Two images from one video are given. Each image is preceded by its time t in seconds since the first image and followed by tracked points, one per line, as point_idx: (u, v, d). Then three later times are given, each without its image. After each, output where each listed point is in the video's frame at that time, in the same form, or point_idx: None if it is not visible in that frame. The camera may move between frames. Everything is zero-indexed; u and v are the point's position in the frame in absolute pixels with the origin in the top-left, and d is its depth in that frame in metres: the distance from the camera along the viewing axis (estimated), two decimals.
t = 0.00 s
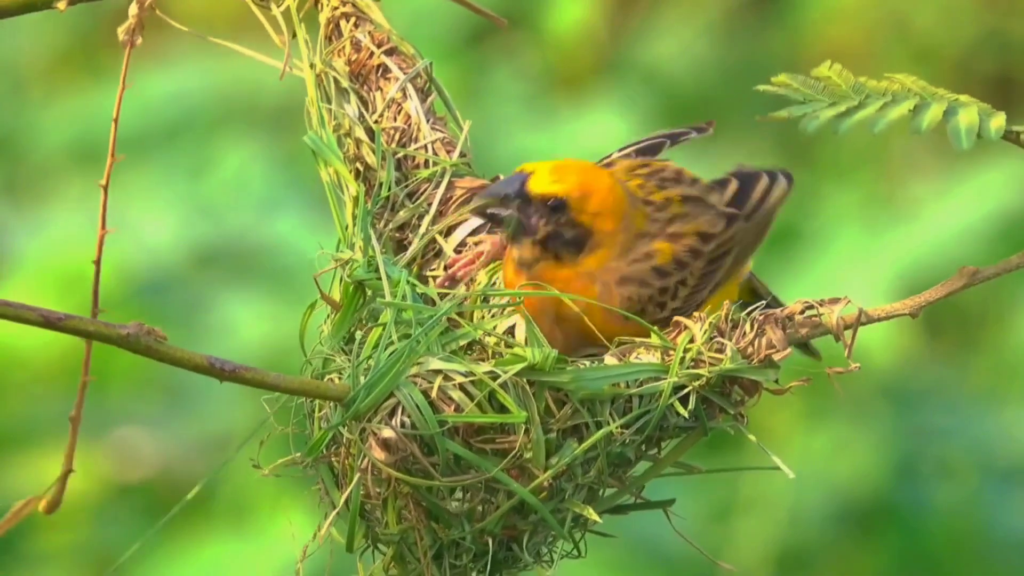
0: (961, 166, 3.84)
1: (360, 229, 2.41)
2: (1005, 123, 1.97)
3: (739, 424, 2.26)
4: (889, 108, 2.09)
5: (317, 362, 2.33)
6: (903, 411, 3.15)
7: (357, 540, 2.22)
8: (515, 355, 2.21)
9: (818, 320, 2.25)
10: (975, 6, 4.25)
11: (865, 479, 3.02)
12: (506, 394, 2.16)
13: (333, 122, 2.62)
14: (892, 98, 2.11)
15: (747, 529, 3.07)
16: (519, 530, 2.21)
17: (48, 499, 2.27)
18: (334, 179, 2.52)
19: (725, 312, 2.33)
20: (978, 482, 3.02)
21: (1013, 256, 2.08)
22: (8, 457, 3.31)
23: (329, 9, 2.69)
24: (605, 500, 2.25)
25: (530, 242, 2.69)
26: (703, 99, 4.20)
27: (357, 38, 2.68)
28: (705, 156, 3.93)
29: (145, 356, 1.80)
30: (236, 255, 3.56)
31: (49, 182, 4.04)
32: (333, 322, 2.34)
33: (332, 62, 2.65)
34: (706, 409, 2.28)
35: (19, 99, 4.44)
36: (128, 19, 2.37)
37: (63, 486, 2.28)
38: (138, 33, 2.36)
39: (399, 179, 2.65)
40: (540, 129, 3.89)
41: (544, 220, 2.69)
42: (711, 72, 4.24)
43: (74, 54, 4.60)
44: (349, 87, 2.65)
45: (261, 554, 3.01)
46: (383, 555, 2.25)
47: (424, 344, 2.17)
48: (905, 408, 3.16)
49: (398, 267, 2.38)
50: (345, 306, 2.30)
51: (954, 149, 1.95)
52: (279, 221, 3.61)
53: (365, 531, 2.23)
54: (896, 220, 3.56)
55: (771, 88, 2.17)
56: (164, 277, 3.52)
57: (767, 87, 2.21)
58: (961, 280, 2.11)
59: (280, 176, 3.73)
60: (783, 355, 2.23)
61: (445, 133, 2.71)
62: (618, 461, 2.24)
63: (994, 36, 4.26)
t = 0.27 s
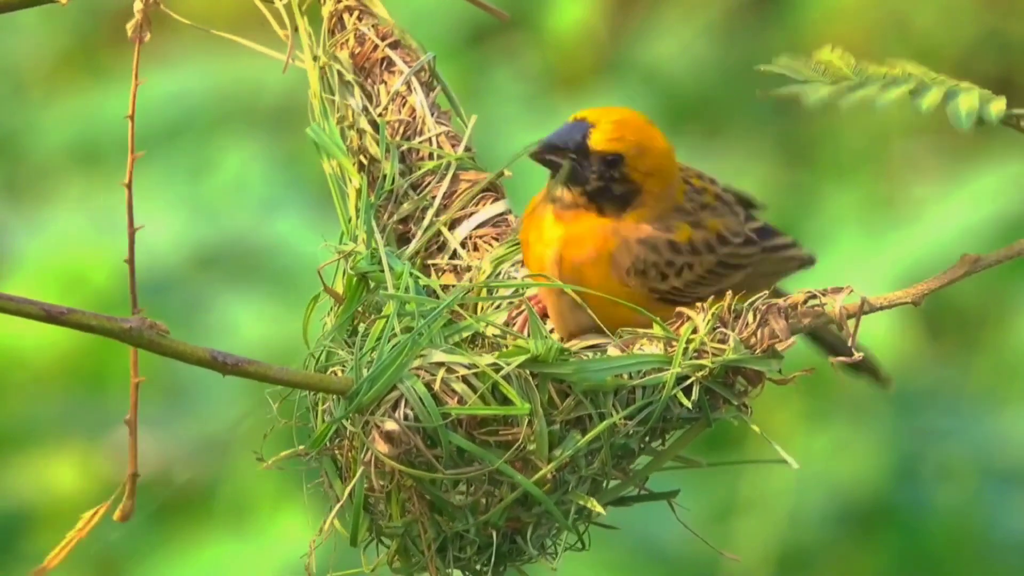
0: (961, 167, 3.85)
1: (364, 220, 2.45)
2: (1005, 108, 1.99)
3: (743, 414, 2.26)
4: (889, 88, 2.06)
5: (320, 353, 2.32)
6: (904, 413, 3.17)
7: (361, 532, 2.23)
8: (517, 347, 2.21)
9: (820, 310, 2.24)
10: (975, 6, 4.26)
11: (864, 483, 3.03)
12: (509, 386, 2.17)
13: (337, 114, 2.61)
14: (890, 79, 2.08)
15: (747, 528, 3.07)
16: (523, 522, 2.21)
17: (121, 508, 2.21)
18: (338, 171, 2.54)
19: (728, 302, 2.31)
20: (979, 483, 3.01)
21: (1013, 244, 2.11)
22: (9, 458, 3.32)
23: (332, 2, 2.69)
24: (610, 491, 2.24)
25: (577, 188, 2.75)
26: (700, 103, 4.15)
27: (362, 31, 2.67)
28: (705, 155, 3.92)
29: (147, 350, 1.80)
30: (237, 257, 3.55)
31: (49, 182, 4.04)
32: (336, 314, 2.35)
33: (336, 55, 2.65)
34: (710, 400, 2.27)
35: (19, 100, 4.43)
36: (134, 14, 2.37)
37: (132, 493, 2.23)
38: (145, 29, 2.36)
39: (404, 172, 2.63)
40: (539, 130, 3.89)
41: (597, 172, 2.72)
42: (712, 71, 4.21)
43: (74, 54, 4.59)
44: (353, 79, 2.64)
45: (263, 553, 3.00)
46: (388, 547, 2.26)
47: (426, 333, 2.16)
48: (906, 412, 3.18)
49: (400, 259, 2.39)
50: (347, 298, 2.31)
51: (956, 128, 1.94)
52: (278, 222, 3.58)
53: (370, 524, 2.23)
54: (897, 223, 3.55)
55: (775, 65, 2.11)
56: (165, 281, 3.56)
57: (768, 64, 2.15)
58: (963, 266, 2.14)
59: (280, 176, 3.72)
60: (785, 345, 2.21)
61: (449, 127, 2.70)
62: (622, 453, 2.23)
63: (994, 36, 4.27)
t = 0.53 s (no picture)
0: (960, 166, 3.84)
1: (364, 242, 2.44)
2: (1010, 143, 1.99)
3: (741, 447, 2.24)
4: (892, 127, 2.08)
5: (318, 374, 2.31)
6: (904, 413, 3.19)
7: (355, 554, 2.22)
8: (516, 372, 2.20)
9: (818, 345, 2.30)
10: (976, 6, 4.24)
11: (865, 484, 3.03)
12: (505, 412, 2.16)
13: (341, 136, 2.60)
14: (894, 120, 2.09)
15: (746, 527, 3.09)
16: (518, 548, 2.19)
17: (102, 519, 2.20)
18: (340, 192, 2.54)
19: (728, 333, 2.32)
20: (979, 482, 3.03)
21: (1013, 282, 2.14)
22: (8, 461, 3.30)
23: (338, 23, 2.70)
24: (605, 519, 2.21)
25: (613, 171, 2.74)
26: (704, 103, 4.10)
27: (367, 52, 2.68)
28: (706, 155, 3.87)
29: (145, 369, 1.79)
30: (236, 258, 3.55)
31: (49, 183, 4.04)
32: (336, 340, 2.33)
33: (341, 75, 2.65)
34: (707, 430, 2.26)
35: (20, 102, 4.43)
36: (140, 32, 2.42)
37: (115, 503, 2.23)
38: (150, 46, 2.40)
39: (406, 194, 2.59)
40: (540, 131, 3.89)
41: (633, 159, 2.73)
42: (712, 74, 4.14)
43: (74, 54, 4.58)
44: (357, 100, 2.63)
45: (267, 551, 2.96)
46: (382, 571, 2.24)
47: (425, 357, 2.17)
48: (905, 411, 3.19)
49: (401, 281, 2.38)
50: (347, 320, 2.31)
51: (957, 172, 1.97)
52: (278, 222, 3.59)
53: (364, 546, 2.22)
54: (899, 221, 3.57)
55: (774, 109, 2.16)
56: (165, 281, 3.53)
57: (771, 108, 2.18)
58: (963, 304, 2.16)
59: (282, 177, 3.74)
60: (784, 377, 2.22)
61: (453, 150, 2.66)
62: (619, 480, 2.22)
63: (994, 37, 4.25)
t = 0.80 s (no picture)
0: (961, 164, 3.78)
1: (363, 213, 2.43)
2: (1003, 116, 2.03)
3: (740, 416, 2.27)
4: (887, 96, 2.16)
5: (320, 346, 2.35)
6: (902, 410, 3.19)
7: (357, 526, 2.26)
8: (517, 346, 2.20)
9: (818, 313, 2.35)
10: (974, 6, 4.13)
11: (865, 484, 3.05)
12: (507, 387, 2.17)
13: (338, 104, 2.58)
14: (892, 86, 2.17)
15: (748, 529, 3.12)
16: (517, 520, 2.23)
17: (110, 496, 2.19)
18: (338, 162, 2.52)
19: (727, 304, 2.34)
20: (979, 481, 3.06)
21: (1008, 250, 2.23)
22: (9, 460, 3.34)
23: None
24: (604, 490, 2.25)
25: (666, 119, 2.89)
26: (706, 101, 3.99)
27: (363, 20, 2.65)
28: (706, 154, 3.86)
29: (147, 345, 1.80)
30: (238, 256, 3.58)
31: (49, 183, 4.04)
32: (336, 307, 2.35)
33: (337, 42, 2.62)
34: (707, 400, 2.28)
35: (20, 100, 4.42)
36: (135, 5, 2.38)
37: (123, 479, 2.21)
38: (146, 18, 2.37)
39: (404, 162, 2.58)
40: (541, 133, 3.90)
41: (691, 108, 2.88)
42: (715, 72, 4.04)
43: (73, 52, 4.56)
44: (354, 67, 2.61)
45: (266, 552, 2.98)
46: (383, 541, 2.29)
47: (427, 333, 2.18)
48: (903, 408, 3.19)
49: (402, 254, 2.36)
50: (346, 290, 2.31)
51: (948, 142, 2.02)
52: (279, 222, 3.61)
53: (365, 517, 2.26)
54: (894, 222, 3.56)
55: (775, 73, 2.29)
56: (165, 280, 3.56)
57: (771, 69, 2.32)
58: (960, 273, 2.26)
59: (280, 174, 3.73)
60: (784, 348, 2.26)
61: (451, 117, 2.64)
62: (618, 452, 2.24)
63: (993, 37, 4.13)
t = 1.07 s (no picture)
0: (960, 159, 3.75)
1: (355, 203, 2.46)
2: (999, 114, 2.03)
3: (733, 412, 2.28)
4: (882, 95, 2.16)
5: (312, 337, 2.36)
6: (901, 410, 3.20)
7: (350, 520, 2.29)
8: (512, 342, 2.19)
9: (811, 309, 2.27)
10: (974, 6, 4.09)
11: (863, 484, 3.07)
12: (501, 384, 2.17)
13: (331, 90, 2.63)
14: (886, 85, 2.17)
15: (747, 529, 3.12)
16: (510, 516, 2.26)
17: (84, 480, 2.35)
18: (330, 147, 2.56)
19: (720, 299, 2.33)
20: (978, 479, 3.03)
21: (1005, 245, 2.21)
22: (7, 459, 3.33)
23: None
24: (595, 486, 2.28)
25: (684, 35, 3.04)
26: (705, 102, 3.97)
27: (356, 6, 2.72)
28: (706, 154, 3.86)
29: (142, 341, 1.80)
30: (237, 255, 3.59)
31: (49, 184, 4.04)
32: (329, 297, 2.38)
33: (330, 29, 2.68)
34: (700, 395, 2.29)
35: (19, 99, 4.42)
36: None
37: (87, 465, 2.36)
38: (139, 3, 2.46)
39: (396, 148, 2.63)
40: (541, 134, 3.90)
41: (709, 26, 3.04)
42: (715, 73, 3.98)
43: (73, 52, 4.56)
44: (347, 53, 2.66)
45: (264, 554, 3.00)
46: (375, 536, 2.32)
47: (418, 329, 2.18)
48: (902, 408, 3.20)
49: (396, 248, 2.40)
50: (340, 281, 2.36)
51: (945, 139, 2.02)
52: (278, 222, 3.61)
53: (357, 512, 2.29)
54: (894, 220, 3.54)
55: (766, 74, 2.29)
56: (166, 279, 3.57)
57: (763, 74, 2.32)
58: (954, 268, 2.26)
59: (280, 176, 3.73)
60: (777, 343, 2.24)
61: (442, 104, 2.70)
62: (611, 448, 2.27)
63: (993, 38, 4.07)
